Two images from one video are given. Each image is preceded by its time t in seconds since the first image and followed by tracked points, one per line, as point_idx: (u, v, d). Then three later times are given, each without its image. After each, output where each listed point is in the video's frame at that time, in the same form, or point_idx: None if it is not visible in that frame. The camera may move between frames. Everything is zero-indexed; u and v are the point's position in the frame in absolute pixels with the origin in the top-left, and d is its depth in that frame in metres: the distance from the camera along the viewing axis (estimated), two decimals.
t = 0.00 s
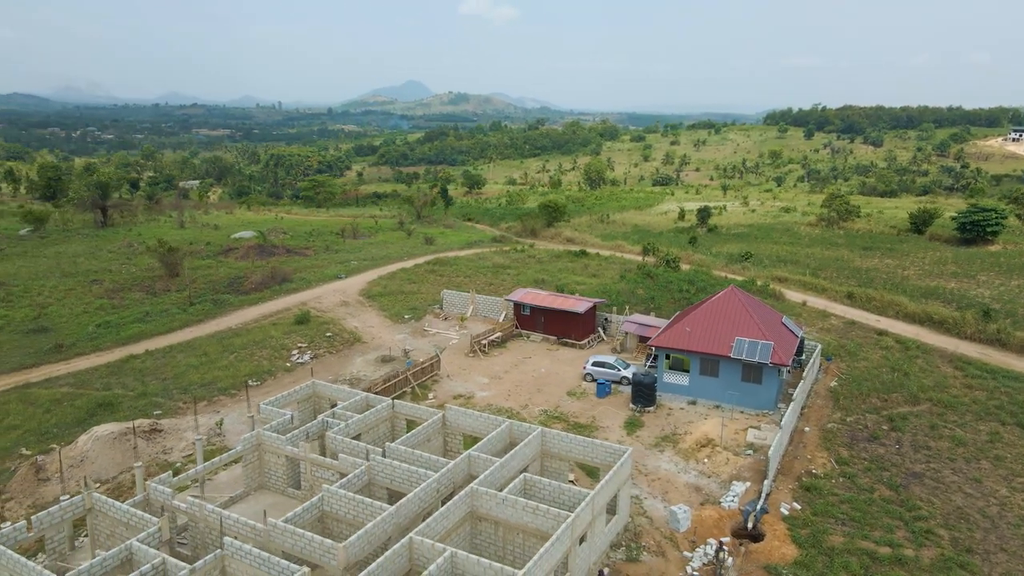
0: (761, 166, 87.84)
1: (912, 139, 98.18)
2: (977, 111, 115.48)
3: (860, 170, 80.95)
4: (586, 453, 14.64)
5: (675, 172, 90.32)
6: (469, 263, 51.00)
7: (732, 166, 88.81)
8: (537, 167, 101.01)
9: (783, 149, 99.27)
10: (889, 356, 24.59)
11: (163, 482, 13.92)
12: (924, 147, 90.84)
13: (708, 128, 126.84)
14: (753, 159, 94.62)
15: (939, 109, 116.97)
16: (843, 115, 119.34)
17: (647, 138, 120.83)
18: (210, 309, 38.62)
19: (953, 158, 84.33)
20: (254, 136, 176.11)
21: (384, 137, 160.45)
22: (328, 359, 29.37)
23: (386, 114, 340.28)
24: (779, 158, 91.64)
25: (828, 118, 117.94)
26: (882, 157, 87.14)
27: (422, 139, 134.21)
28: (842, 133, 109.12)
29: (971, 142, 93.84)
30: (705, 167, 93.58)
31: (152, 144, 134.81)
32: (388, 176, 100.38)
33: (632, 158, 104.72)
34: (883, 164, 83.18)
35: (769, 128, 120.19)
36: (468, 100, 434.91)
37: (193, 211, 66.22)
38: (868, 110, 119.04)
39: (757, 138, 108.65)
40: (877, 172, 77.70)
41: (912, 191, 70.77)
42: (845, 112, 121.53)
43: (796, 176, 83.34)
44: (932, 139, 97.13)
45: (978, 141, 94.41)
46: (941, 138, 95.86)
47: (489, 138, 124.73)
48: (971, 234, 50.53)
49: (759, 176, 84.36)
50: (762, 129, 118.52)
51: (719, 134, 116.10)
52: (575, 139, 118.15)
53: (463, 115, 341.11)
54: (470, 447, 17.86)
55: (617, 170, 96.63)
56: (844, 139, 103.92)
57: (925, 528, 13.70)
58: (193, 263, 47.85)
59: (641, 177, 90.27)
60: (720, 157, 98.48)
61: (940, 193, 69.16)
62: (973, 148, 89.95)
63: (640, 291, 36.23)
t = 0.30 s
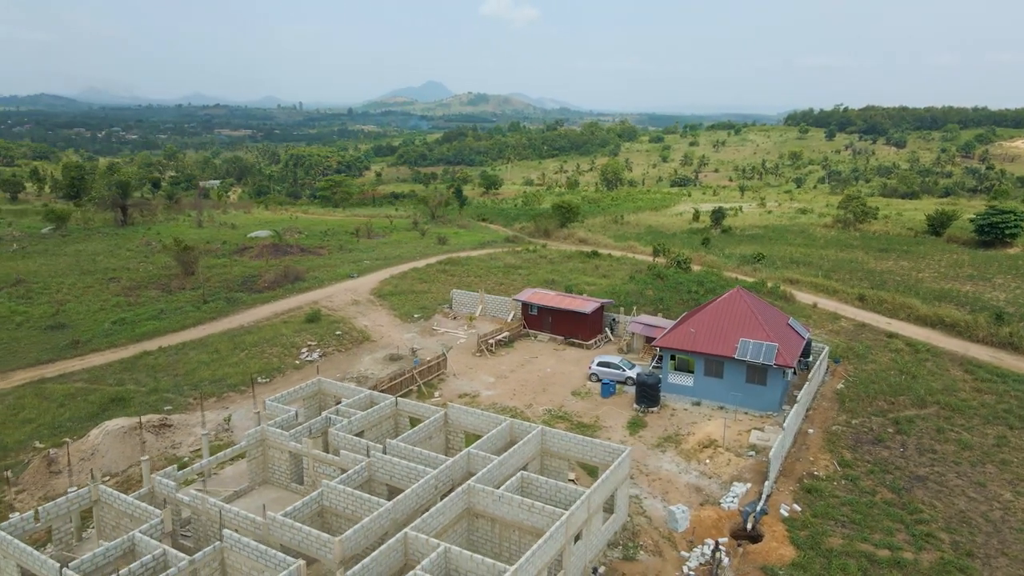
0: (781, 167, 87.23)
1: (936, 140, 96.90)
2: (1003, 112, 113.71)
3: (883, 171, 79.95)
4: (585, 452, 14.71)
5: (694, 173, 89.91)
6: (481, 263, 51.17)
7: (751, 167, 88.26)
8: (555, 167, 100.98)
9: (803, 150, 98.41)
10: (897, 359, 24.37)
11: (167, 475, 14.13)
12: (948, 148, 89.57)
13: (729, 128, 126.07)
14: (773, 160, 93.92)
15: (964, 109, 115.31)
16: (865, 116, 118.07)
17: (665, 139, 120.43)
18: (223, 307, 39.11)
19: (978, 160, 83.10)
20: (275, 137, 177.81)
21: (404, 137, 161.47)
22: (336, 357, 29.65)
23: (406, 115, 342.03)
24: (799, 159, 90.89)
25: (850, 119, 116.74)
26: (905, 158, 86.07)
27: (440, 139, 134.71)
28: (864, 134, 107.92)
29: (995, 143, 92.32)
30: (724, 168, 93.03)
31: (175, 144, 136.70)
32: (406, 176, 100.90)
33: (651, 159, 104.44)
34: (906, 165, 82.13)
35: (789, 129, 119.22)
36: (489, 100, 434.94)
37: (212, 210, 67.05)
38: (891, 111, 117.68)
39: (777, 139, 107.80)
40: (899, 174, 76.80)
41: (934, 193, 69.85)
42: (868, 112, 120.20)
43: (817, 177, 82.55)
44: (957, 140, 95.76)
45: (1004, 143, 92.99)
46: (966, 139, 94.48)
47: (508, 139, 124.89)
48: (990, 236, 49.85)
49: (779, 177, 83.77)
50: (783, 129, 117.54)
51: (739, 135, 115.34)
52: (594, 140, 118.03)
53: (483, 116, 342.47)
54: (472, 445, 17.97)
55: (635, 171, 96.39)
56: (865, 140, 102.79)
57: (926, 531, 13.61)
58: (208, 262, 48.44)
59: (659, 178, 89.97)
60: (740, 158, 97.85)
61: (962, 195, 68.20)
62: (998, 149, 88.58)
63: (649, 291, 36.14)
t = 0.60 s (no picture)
0: (801, 168, 86.54)
1: (961, 141, 95.53)
2: None
3: (906, 172, 78.98)
4: (585, 450, 14.76)
5: (713, 174, 89.47)
6: (492, 263, 51.32)
7: (771, 168, 87.63)
8: (573, 168, 100.85)
9: (824, 151, 97.46)
10: (906, 361, 24.15)
11: (172, 469, 14.39)
12: (973, 149, 88.25)
13: (749, 129, 125.24)
14: (793, 161, 93.14)
15: (991, 111, 113.58)
16: (888, 117, 116.66)
17: (684, 139, 119.94)
18: (236, 305, 39.59)
19: (1003, 161, 81.82)
20: (296, 137, 179.27)
21: (424, 138, 162.16)
22: (344, 355, 29.91)
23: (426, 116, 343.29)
24: (820, 159, 90.06)
25: (873, 119, 115.43)
26: (929, 159, 84.98)
27: (458, 139, 135.07)
28: (886, 135, 106.71)
29: (1021, 145, 90.80)
30: (744, 168, 92.40)
31: (197, 145, 138.43)
32: (425, 176, 101.28)
33: (670, 160, 104.05)
34: (929, 167, 81.09)
35: (810, 129, 118.11)
36: (508, 101, 435.31)
37: (231, 210, 67.84)
38: (914, 111, 116.22)
39: (797, 139, 106.87)
40: (921, 175, 75.84)
41: (956, 194, 68.89)
42: (891, 113, 118.75)
43: (838, 178, 81.67)
44: (982, 141, 94.30)
45: None
46: (991, 140, 93.00)
47: (527, 140, 124.98)
48: (1009, 239, 49.16)
49: (799, 178, 83.12)
50: (804, 130, 116.46)
51: (759, 135, 114.55)
52: (612, 141, 117.85)
53: (502, 117, 343.22)
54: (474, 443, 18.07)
55: (654, 172, 96.07)
56: (888, 141, 101.61)
57: (927, 535, 13.54)
58: (223, 260, 48.99)
59: (677, 179, 89.61)
60: (760, 159, 97.15)
61: (985, 196, 67.23)
62: None
63: (658, 292, 36.06)
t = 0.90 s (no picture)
0: (821, 169, 85.70)
1: (986, 142, 94.04)
2: None
3: (929, 173, 77.94)
4: (584, 450, 14.81)
5: (732, 175, 88.97)
6: (504, 263, 51.45)
7: (790, 170, 86.90)
8: (591, 169, 100.69)
9: (845, 152, 96.45)
10: (915, 364, 23.91)
11: (177, 464, 14.63)
12: (999, 150, 86.81)
13: (769, 130, 124.18)
14: (813, 162, 92.28)
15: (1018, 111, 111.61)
16: (911, 117, 115.08)
17: (703, 140, 119.33)
18: (249, 303, 40.07)
19: None
20: (317, 137, 180.58)
21: (443, 138, 162.82)
22: (353, 354, 30.19)
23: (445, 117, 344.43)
24: (841, 161, 89.16)
25: (896, 120, 113.91)
26: (953, 160, 83.76)
27: (477, 140, 135.39)
28: (909, 136, 105.35)
29: None
30: (763, 170, 91.74)
31: (218, 145, 140.12)
32: (442, 176, 101.65)
33: (688, 161, 103.58)
34: (952, 168, 79.93)
35: (832, 130, 116.91)
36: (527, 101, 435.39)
37: (249, 209, 68.63)
38: (938, 112, 114.51)
39: (818, 140, 105.89)
40: (944, 176, 74.80)
41: (979, 196, 67.87)
42: (914, 113, 117.12)
43: (858, 179, 80.79)
44: (1009, 142, 92.74)
45: None
46: (1017, 141, 91.49)
47: (545, 140, 124.97)
48: None
49: (819, 179, 82.33)
50: (824, 130, 115.29)
51: (779, 136, 113.65)
52: (631, 142, 117.56)
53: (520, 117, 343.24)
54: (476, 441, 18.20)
55: (672, 173, 95.71)
56: (910, 142, 100.28)
57: (927, 538, 13.46)
58: (238, 259, 49.55)
59: (695, 180, 89.24)
60: (779, 160, 96.42)
61: (1007, 198, 66.17)
62: None
63: (667, 293, 35.97)
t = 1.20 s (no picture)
0: (842, 170, 84.85)
1: (1012, 144, 92.50)
2: None
3: (953, 175, 76.84)
4: (583, 450, 14.88)
5: (751, 176, 88.41)
6: (516, 264, 51.55)
7: (811, 171, 86.12)
8: (608, 170, 100.50)
9: (867, 153, 95.37)
10: (924, 368, 23.69)
11: (182, 459, 14.89)
12: None
13: (790, 130, 123.10)
14: (834, 163, 91.37)
15: None
16: (935, 118, 113.44)
17: (722, 141, 118.62)
18: (261, 302, 40.51)
19: None
20: (337, 138, 181.80)
21: (463, 139, 163.26)
22: (361, 353, 30.45)
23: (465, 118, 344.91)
24: (863, 162, 88.21)
25: (919, 120, 112.41)
26: (977, 162, 82.56)
27: (495, 141, 135.65)
28: (933, 138, 103.96)
29: None
30: (783, 171, 91.03)
31: (239, 145, 141.70)
32: (459, 177, 101.94)
33: (707, 162, 103.01)
34: (977, 170, 78.73)
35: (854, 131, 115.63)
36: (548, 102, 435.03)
37: (266, 209, 69.36)
38: (963, 112, 112.77)
39: (839, 141, 104.77)
40: (967, 178, 73.72)
41: (1002, 198, 66.82)
42: (938, 114, 115.49)
43: (881, 181, 79.86)
44: None
45: None
46: None
47: (563, 141, 124.92)
48: None
49: (840, 181, 81.54)
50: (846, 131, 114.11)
51: (799, 137, 112.67)
52: (648, 142, 117.18)
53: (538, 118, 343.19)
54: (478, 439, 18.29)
55: (690, 174, 95.33)
56: (934, 143, 98.92)
57: (927, 542, 13.40)
58: (252, 258, 50.11)
59: (714, 182, 88.70)
60: (799, 161, 95.65)
61: None
62: None
63: (676, 294, 35.87)
